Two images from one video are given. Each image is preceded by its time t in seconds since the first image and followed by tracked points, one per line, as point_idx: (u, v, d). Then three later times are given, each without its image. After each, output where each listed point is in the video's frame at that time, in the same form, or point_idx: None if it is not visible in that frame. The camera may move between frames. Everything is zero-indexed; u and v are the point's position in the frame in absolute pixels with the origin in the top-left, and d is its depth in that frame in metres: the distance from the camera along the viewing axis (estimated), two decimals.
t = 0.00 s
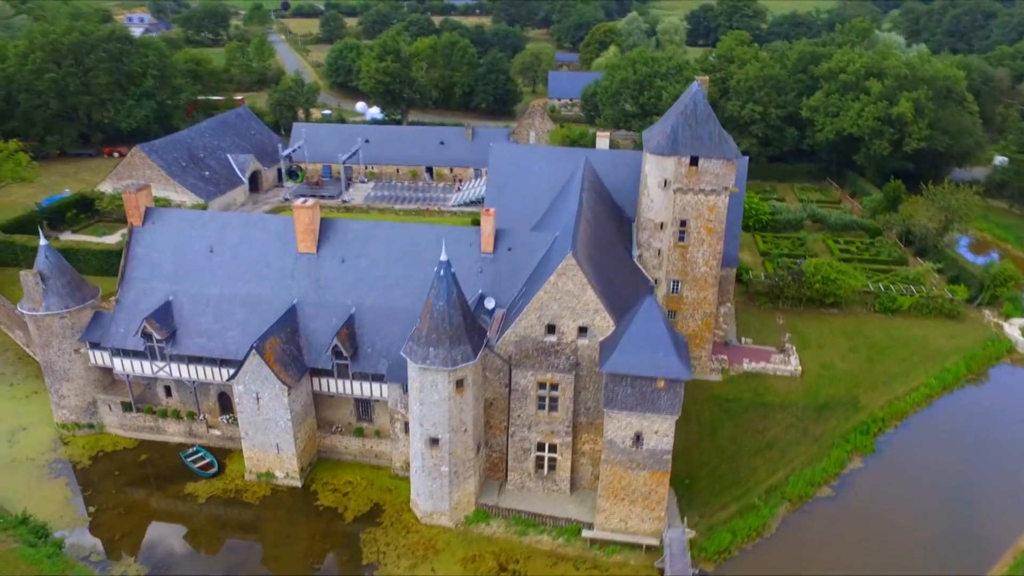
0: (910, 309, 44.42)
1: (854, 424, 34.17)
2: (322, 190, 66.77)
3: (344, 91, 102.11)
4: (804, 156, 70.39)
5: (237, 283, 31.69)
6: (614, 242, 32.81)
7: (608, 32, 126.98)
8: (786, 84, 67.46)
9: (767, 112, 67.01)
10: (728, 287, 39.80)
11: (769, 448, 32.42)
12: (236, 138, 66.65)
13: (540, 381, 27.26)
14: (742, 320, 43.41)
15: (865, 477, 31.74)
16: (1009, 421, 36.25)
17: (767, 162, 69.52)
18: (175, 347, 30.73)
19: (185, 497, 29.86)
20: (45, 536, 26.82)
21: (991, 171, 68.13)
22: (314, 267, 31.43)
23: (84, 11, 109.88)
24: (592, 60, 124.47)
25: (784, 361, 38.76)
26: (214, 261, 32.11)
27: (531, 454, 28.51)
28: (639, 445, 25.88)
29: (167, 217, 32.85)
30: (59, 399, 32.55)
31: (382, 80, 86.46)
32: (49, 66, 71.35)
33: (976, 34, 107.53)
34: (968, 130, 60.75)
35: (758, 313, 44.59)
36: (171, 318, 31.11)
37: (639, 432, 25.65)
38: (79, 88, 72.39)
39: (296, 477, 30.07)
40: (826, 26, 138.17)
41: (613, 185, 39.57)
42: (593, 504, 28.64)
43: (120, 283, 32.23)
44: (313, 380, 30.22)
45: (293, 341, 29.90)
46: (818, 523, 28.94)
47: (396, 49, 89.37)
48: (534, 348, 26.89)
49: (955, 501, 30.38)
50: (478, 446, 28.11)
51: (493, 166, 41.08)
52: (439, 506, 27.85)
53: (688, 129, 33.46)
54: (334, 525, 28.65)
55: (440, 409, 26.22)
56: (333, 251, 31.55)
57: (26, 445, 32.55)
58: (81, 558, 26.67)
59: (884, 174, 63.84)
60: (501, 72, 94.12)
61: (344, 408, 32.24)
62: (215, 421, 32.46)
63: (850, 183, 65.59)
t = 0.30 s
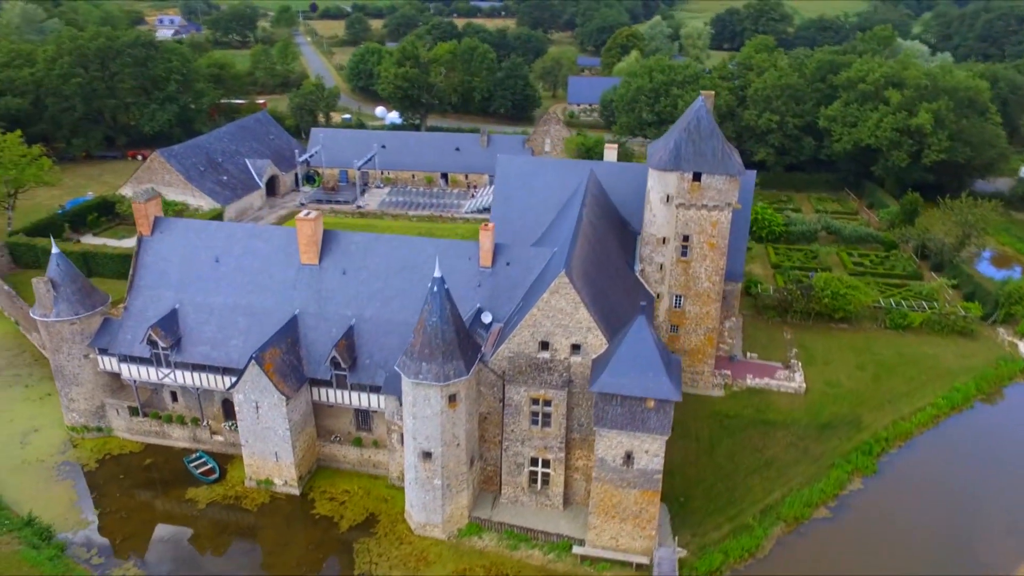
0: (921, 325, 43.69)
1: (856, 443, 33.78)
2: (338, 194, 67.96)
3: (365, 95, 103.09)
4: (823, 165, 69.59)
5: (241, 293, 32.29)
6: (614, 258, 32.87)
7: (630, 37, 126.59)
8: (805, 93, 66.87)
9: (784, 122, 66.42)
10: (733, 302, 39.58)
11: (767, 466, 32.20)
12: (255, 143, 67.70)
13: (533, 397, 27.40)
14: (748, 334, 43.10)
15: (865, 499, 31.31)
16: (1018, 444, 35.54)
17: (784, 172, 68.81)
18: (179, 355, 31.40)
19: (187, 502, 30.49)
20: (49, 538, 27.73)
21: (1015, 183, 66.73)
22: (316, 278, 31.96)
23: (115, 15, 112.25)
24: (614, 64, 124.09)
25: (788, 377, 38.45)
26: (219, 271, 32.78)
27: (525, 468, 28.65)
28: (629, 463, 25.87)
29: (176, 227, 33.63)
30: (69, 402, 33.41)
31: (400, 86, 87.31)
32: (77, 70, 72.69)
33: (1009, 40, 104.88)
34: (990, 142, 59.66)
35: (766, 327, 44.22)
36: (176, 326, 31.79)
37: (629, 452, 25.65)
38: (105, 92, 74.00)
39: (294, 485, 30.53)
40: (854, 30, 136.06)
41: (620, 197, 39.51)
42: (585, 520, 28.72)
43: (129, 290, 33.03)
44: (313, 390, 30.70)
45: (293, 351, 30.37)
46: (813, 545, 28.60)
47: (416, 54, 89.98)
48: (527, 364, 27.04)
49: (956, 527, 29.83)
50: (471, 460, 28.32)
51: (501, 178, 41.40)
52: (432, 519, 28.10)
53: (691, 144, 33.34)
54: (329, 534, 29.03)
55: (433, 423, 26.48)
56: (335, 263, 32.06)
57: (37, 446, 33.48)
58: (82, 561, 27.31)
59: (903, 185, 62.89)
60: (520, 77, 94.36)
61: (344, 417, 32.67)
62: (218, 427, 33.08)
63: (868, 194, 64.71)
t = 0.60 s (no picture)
0: (932, 339, 42.89)
1: (858, 460, 33.30)
2: (352, 198, 68.36)
3: (384, 97, 103.87)
4: (840, 173, 68.69)
5: (243, 297, 32.75)
6: (612, 268, 32.81)
7: (651, 40, 126.03)
8: (822, 100, 66.04)
9: (800, 128, 65.69)
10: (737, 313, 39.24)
11: (765, 480, 31.89)
12: (271, 145, 68.48)
13: (525, 407, 27.45)
14: (753, 345, 42.71)
15: (864, 516, 30.80)
16: None
17: (801, 179, 68.04)
18: (181, 358, 31.93)
19: (186, 503, 30.99)
20: (50, 536, 28.36)
21: None
22: (316, 284, 32.31)
23: (141, 17, 114.27)
24: (634, 67, 123.60)
25: (792, 390, 38.04)
26: (222, 276, 33.26)
27: (517, 478, 28.68)
28: (619, 476, 25.77)
29: (182, 231, 34.20)
30: (76, 401, 34.11)
31: (417, 89, 87.14)
32: (100, 72, 73.94)
33: None
34: (1012, 151, 58.39)
35: (773, 338, 43.75)
36: (179, 329, 32.32)
37: (619, 465, 25.55)
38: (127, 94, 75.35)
39: (291, 488, 30.88)
40: (882, 33, 133.85)
41: (624, 205, 39.38)
42: (577, 531, 28.70)
43: (135, 293, 33.65)
44: (310, 395, 31.05)
45: (291, 357, 30.71)
46: (808, 563, 28.17)
47: (433, 58, 90.08)
48: (519, 374, 27.06)
49: (956, 546, 29.21)
50: (464, 468, 28.43)
51: (506, 183, 41.47)
52: (424, 526, 28.23)
53: (693, 154, 33.12)
54: (322, 538, 29.28)
55: (424, 432, 26.62)
56: (335, 269, 32.39)
57: (44, 445, 34.24)
58: (80, 558, 27.91)
59: (921, 195, 61.83)
60: (537, 81, 94.46)
61: (341, 422, 32.97)
62: (219, 430, 33.56)
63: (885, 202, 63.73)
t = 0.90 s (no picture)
0: (944, 350, 42.05)
1: (860, 472, 32.76)
2: (365, 199, 68.80)
3: (403, 98, 104.51)
4: (858, 178, 67.69)
5: (245, 298, 33.12)
6: (611, 274, 32.67)
7: (672, 42, 125.23)
8: (841, 104, 65.07)
9: (817, 133, 64.85)
10: (741, 320, 38.83)
11: (763, 491, 31.49)
12: (287, 146, 69.20)
13: (517, 413, 27.39)
14: (759, 353, 42.25)
15: (864, 529, 30.27)
16: None
17: (818, 184, 67.17)
18: (184, 357, 32.38)
19: (185, 501, 31.40)
20: (50, 530, 28.92)
21: None
22: (316, 286, 32.58)
23: (167, 18, 116.20)
24: (654, 69, 122.83)
25: (796, 400, 37.56)
26: (225, 276, 33.69)
27: (509, 484, 28.63)
28: (609, 484, 25.62)
29: (188, 232, 34.69)
30: (82, 398, 34.73)
31: (433, 91, 86.79)
32: (123, 72, 75.27)
33: None
34: None
35: (780, 346, 43.21)
36: (182, 329, 32.79)
37: (609, 473, 25.40)
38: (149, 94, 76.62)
39: (287, 488, 31.15)
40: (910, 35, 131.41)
41: (628, 210, 39.17)
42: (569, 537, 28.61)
43: (141, 292, 34.21)
44: (308, 396, 31.31)
45: (290, 358, 30.98)
46: None
47: (450, 59, 89.87)
48: (511, 380, 27.04)
49: (958, 562, 28.59)
50: (456, 472, 28.46)
51: (512, 186, 41.47)
52: (416, 529, 28.32)
53: (695, 160, 32.88)
54: (316, 539, 29.49)
55: (416, 436, 26.71)
56: (335, 271, 32.64)
57: (52, 439, 34.94)
58: (79, 552, 28.38)
59: (941, 201, 60.67)
60: (555, 83, 94.43)
61: (340, 423, 33.17)
62: (220, 428, 33.98)
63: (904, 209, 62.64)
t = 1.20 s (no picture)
0: (955, 358, 41.20)
1: (860, 482, 32.21)
2: (378, 198, 69.07)
3: (421, 98, 105.05)
4: (876, 182, 66.61)
5: (245, 297, 33.48)
6: (609, 278, 32.50)
7: (692, 43, 124.31)
8: (858, 107, 63.96)
9: (833, 136, 63.92)
10: (745, 325, 38.39)
11: (760, 500, 31.09)
12: (302, 145, 69.77)
13: (508, 416, 27.34)
14: (765, 359, 41.77)
15: (862, 539, 29.73)
16: None
17: (834, 188, 66.24)
18: (185, 354, 32.79)
19: (183, 496, 31.78)
20: (50, 522, 29.43)
21: None
22: (315, 285, 32.82)
23: (190, 18, 117.89)
24: (674, 71, 121.90)
25: (799, 407, 37.03)
26: (226, 275, 34.08)
27: (501, 486, 28.59)
28: (598, 489, 25.45)
29: (192, 230, 35.17)
30: (88, 393, 35.31)
31: (449, 91, 86.87)
32: (143, 72, 76.43)
33: None
34: None
35: (786, 352, 42.65)
36: (183, 326, 33.21)
37: (598, 478, 25.25)
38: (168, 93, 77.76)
39: (283, 486, 31.39)
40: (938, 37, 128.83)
41: (631, 213, 38.98)
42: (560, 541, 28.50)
43: (145, 288, 34.71)
44: (305, 394, 31.56)
45: (287, 356, 31.23)
46: None
47: (465, 60, 89.45)
48: (503, 383, 26.99)
49: None
50: (448, 474, 28.49)
51: (516, 189, 41.61)
52: (407, 530, 28.41)
53: (696, 164, 32.56)
54: (309, 537, 29.67)
55: (407, 437, 26.78)
56: (334, 271, 32.86)
57: (58, 432, 35.57)
58: (77, 543, 28.81)
59: (959, 207, 59.47)
60: (571, 84, 94.28)
61: (337, 422, 33.37)
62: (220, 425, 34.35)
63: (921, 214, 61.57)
